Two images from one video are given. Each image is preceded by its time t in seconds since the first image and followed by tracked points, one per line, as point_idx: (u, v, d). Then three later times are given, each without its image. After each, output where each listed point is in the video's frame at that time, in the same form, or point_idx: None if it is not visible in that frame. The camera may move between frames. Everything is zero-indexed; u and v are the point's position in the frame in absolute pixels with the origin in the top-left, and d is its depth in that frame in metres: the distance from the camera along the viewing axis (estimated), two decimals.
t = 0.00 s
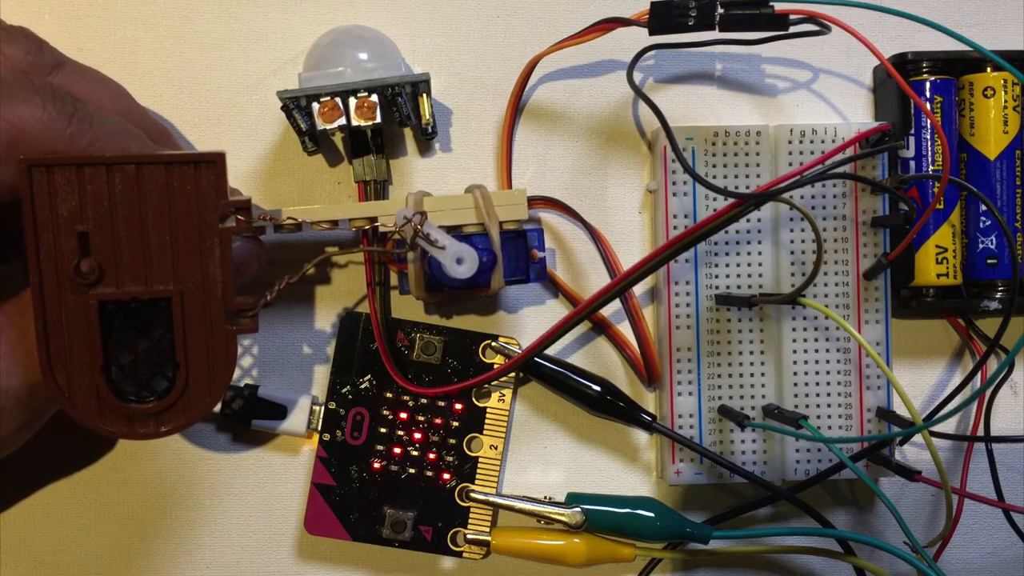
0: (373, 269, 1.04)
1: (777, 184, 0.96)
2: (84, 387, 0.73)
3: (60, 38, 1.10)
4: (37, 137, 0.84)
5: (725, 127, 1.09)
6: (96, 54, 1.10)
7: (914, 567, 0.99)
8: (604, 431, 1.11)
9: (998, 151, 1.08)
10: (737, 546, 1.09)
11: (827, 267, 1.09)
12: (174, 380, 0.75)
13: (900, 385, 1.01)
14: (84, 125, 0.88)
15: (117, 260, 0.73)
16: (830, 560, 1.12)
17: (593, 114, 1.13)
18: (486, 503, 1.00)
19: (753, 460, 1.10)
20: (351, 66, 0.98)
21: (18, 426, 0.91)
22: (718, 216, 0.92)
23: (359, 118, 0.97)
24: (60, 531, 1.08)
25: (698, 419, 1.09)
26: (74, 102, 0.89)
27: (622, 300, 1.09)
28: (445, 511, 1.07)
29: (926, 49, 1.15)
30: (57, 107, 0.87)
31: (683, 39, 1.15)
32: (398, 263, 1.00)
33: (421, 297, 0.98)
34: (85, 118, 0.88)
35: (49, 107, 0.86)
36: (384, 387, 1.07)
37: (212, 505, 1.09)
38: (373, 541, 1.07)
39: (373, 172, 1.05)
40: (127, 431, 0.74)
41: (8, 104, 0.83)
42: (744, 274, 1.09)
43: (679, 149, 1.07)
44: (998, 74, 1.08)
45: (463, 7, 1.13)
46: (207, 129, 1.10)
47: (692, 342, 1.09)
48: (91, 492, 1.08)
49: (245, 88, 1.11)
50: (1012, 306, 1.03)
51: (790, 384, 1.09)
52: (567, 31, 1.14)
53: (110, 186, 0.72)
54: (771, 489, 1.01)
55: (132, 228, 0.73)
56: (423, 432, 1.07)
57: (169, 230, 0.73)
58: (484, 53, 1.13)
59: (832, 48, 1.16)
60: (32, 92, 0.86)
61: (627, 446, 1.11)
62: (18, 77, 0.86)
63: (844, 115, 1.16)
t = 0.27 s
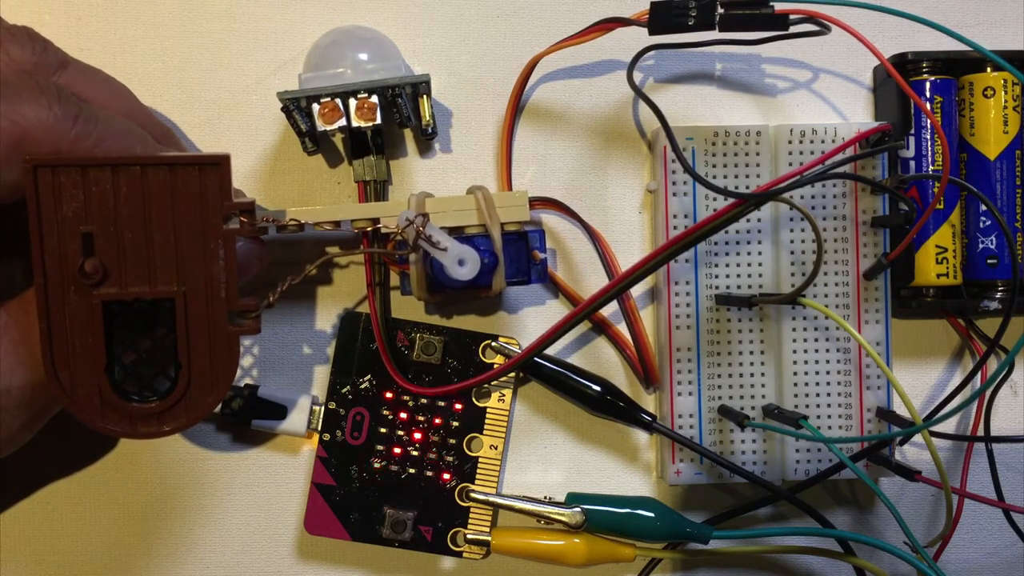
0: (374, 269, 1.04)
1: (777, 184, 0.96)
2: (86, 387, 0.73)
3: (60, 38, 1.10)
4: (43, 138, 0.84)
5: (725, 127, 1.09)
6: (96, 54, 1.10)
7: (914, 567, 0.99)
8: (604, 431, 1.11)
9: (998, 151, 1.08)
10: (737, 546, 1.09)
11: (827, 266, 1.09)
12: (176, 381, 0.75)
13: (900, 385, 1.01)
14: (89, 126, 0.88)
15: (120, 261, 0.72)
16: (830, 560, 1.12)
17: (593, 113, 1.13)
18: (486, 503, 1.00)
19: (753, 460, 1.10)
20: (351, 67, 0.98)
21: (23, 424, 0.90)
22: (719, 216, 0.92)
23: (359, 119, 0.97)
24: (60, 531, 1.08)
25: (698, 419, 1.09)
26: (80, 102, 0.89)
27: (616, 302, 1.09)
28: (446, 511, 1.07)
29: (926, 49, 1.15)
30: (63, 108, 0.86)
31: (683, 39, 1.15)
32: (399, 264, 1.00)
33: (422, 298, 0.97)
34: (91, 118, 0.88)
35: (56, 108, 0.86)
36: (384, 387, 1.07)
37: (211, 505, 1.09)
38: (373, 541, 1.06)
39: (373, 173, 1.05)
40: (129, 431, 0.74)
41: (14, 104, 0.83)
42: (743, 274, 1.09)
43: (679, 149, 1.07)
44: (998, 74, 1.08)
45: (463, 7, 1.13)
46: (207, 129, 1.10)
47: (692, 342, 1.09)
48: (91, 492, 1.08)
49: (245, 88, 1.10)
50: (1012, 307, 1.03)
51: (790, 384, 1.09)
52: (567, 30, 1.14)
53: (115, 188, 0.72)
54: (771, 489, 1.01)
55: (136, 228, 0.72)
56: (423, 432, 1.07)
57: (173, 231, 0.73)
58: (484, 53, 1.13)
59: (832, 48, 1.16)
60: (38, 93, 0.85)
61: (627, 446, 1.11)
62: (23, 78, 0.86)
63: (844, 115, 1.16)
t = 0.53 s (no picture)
0: (374, 269, 1.04)
1: (777, 184, 0.96)
2: (85, 386, 0.73)
3: (60, 37, 1.10)
4: (44, 138, 0.84)
5: (725, 127, 1.09)
6: (96, 54, 1.10)
7: (914, 567, 0.99)
8: (604, 431, 1.11)
9: (998, 151, 1.08)
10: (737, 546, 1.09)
11: (827, 266, 1.09)
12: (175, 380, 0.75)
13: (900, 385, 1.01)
14: (89, 125, 0.88)
15: (120, 261, 0.73)
16: (830, 560, 1.12)
17: (593, 114, 1.13)
18: (486, 503, 1.00)
19: (753, 460, 1.10)
20: (351, 68, 0.98)
21: (24, 422, 0.91)
22: (719, 216, 0.91)
23: (359, 120, 0.97)
24: (60, 530, 1.08)
25: (698, 419, 1.09)
26: (79, 102, 0.89)
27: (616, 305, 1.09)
28: (445, 511, 1.07)
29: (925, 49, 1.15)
30: (62, 108, 0.86)
31: (683, 39, 1.15)
32: (399, 263, 1.00)
33: (421, 298, 0.97)
34: (90, 118, 0.89)
35: (55, 108, 0.86)
36: (384, 387, 1.07)
37: (211, 505, 1.09)
38: (373, 541, 1.07)
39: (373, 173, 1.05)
40: (129, 430, 0.74)
41: (14, 104, 0.83)
42: (743, 274, 1.09)
43: (679, 149, 1.07)
44: (998, 74, 1.08)
45: (463, 7, 1.13)
46: (207, 129, 1.10)
47: (692, 342, 1.09)
48: (91, 492, 1.08)
49: (245, 88, 1.11)
50: (1012, 307, 1.03)
51: (790, 384, 1.09)
52: (567, 30, 1.14)
53: (114, 187, 0.72)
54: (771, 489, 1.01)
55: (135, 228, 0.73)
56: (423, 432, 1.07)
57: (172, 230, 0.73)
58: (484, 53, 1.13)
59: (832, 48, 1.16)
60: (38, 93, 0.86)
61: (627, 446, 1.11)
62: (22, 78, 0.86)
63: (844, 115, 1.16)
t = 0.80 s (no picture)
0: (373, 269, 1.04)
1: (777, 184, 0.96)
2: (84, 386, 0.73)
3: (60, 37, 1.10)
4: (41, 137, 0.84)
5: (725, 127, 1.09)
6: (96, 54, 1.10)
7: (914, 567, 0.99)
8: (604, 431, 1.11)
9: (998, 151, 1.08)
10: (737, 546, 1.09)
11: (827, 266, 1.09)
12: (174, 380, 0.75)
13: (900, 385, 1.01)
14: (88, 126, 0.88)
15: (119, 261, 0.73)
16: (830, 560, 1.12)
17: (593, 114, 1.13)
18: (486, 503, 1.00)
19: (753, 460, 1.10)
20: (351, 68, 0.98)
21: (23, 421, 0.91)
22: (718, 216, 0.91)
23: (359, 120, 0.97)
24: (60, 530, 1.08)
25: (698, 419, 1.09)
26: (78, 102, 0.89)
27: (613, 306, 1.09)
28: (445, 511, 1.07)
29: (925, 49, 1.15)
30: (62, 108, 0.86)
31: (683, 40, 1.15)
32: (398, 264, 1.00)
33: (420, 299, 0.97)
34: (90, 118, 0.89)
35: (54, 108, 0.86)
36: (384, 387, 1.07)
37: (211, 505, 1.09)
38: (373, 541, 1.07)
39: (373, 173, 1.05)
40: (127, 430, 0.74)
41: (13, 105, 0.83)
42: (743, 273, 1.09)
43: (679, 149, 1.07)
44: (998, 74, 1.08)
45: (463, 7, 1.13)
46: (207, 129, 1.10)
47: (692, 342, 1.09)
48: (91, 492, 1.08)
49: (245, 88, 1.11)
50: (1012, 307, 1.03)
51: (790, 384, 1.09)
52: (567, 31, 1.14)
53: (113, 188, 0.72)
54: (771, 489, 1.01)
55: (134, 229, 0.73)
56: (423, 432, 1.07)
57: (171, 231, 0.73)
58: (484, 53, 1.13)
59: (832, 48, 1.16)
60: (37, 93, 0.85)
61: (627, 446, 1.11)
62: (21, 79, 0.86)
63: (844, 115, 1.16)
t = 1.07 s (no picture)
0: (373, 269, 1.04)
1: (777, 184, 0.96)
2: (84, 385, 0.73)
3: (60, 37, 1.10)
4: (39, 135, 0.84)
5: (725, 127, 1.09)
6: (96, 54, 1.10)
7: (914, 567, 0.99)
8: (604, 431, 1.11)
9: (998, 151, 1.08)
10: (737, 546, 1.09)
11: (827, 266, 1.09)
12: (173, 380, 0.75)
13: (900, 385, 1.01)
14: (87, 125, 0.88)
15: (118, 260, 0.73)
16: (830, 560, 1.12)
17: (593, 114, 1.13)
18: (486, 503, 1.00)
19: (753, 460, 1.10)
20: (350, 67, 0.98)
21: (23, 420, 0.91)
22: (719, 215, 0.91)
23: (359, 120, 0.97)
24: (60, 530, 1.08)
25: (698, 419, 1.09)
26: (77, 101, 0.89)
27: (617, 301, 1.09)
28: (446, 511, 1.07)
29: (925, 49, 1.15)
30: (61, 107, 0.86)
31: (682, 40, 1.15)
32: (399, 264, 1.00)
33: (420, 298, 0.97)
34: (89, 117, 0.88)
35: (54, 107, 0.85)
36: (384, 387, 1.07)
37: (211, 505, 1.09)
38: (373, 541, 1.06)
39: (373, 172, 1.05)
40: (127, 430, 0.74)
41: (12, 104, 0.83)
42: (744, 274, 1.09)
43: (679, 149, 1.07)
44: (998, 74, 1.08)
45: (464, 7, 1.13)
46: (207, 129, 1.10)
47: (692, 342, 1.09)
48: (91, 492, 1.08)
49: (245, 88, 1.10)
50: (1012, 307, 1.03)
51: (790, 384, 1.09)
52: (567, 30, 1.14)
53: (113, 188, 0.72)
54: (771, 489, 1.01)
55: (133, 228, 0.73)
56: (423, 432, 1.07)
57: (170, 231, 0.73)
58: (484, 53, 1.13)
59: (832, 48, 1.16)
60: (37, 92, 0.85)
61: (627, 446, 1.11)
62: (21, 78, 0.86)
63: (844, 115, 1.16)
